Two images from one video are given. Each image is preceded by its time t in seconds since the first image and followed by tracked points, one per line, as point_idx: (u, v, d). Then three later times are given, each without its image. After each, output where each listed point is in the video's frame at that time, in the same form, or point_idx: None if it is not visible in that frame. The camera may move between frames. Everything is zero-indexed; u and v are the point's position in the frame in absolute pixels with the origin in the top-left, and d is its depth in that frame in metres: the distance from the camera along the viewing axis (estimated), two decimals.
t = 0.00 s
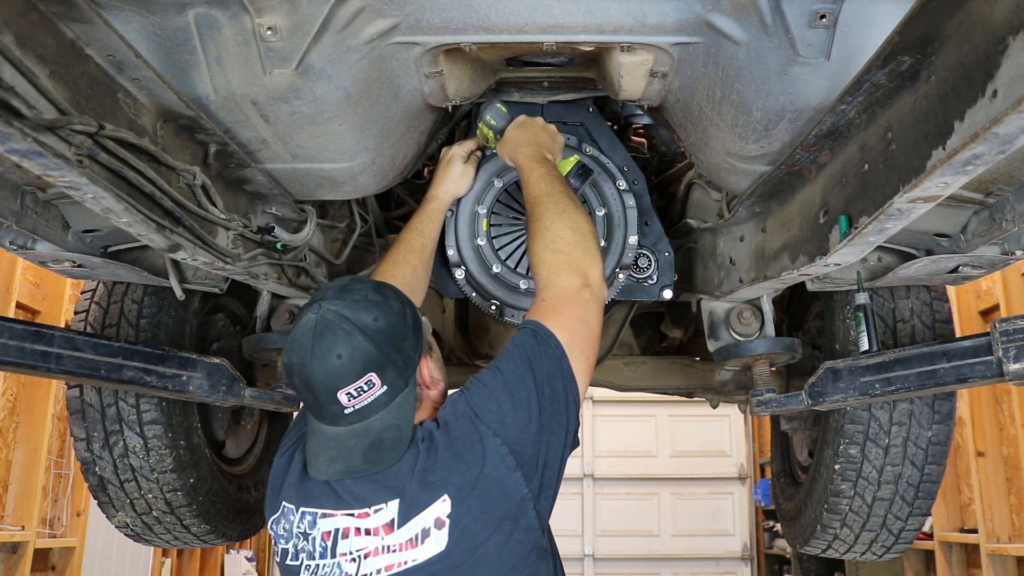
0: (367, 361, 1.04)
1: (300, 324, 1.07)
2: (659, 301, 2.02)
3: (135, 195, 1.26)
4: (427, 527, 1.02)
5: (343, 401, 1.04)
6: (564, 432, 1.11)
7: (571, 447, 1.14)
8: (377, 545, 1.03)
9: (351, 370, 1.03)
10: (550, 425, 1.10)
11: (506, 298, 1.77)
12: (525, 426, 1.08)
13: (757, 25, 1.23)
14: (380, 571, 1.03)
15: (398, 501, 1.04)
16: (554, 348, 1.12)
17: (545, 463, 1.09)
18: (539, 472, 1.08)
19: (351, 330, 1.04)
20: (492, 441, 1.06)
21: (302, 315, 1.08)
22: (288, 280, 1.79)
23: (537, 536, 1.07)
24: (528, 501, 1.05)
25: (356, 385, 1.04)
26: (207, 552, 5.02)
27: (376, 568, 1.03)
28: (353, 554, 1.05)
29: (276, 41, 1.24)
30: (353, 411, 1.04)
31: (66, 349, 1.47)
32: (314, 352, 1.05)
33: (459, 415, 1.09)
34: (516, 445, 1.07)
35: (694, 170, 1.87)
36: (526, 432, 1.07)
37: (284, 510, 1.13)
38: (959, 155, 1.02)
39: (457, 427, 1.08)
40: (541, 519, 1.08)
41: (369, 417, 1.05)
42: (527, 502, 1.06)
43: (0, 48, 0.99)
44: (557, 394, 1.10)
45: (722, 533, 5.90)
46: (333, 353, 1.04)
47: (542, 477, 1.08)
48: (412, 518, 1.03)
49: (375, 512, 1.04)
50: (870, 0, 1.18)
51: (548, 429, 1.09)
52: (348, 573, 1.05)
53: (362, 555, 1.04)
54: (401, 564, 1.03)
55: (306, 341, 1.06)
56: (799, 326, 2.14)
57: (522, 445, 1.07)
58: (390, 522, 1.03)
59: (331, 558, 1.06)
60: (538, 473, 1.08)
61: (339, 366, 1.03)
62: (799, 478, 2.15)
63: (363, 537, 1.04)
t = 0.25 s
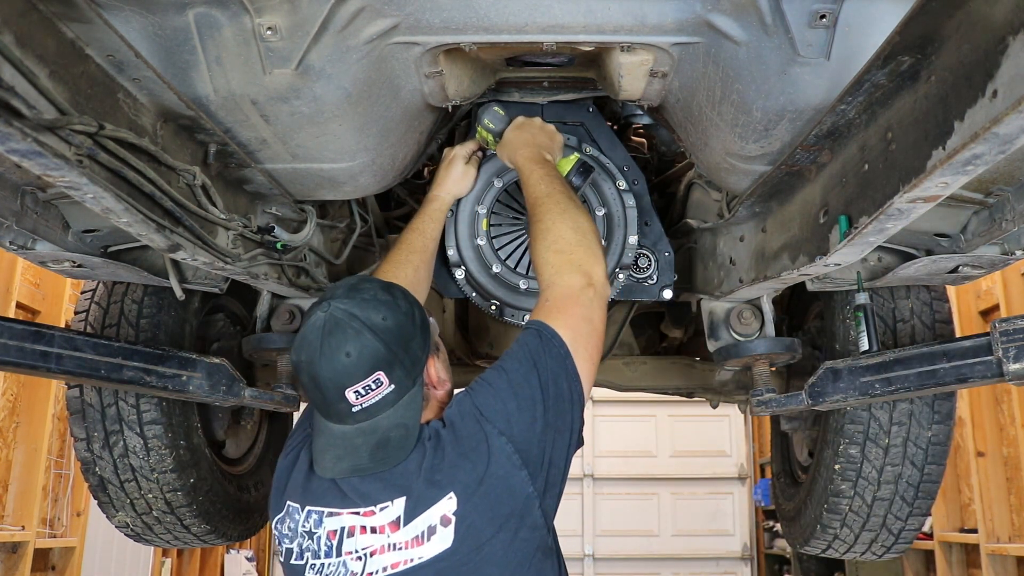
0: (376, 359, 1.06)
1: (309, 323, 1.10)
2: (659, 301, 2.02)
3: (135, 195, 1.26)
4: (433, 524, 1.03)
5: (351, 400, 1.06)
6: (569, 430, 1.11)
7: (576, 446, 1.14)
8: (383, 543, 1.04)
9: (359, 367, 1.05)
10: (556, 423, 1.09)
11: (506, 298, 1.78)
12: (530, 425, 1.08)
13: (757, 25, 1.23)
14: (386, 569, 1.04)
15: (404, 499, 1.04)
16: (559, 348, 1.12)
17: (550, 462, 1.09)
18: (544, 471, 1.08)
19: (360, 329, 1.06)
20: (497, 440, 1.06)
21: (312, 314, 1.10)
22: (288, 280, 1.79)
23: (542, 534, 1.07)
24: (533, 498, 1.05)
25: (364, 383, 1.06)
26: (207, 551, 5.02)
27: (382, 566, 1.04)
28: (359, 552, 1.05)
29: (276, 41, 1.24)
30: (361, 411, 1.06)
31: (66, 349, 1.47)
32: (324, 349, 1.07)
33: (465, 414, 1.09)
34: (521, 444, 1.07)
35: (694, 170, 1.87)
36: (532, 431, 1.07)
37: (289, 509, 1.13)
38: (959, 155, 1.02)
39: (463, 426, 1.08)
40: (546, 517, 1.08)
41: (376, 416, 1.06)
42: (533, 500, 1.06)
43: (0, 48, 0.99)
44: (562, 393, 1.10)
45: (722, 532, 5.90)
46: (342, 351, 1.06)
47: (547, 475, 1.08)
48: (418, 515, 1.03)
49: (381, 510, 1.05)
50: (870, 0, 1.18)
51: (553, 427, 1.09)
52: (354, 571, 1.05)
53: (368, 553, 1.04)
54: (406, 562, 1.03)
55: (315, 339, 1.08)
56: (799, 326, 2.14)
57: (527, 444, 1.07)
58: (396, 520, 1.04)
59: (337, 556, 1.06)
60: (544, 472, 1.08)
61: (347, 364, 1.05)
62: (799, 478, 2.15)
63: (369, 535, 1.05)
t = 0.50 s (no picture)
0: (391, 350, 1.07)
1: (328, 308, 1.12)
2: (659, 301, 2.03)
3: (135, 195, 1.26)
4: (443, 521, 1.02)
5: (364, 387, 1.07)
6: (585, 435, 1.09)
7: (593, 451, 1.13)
8: (390, 539, 1.03)
9: (376, 356, 1.07)
10: (572, 427, 1.08)
11: (507, 298, 1.78)
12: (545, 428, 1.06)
13: (757, 25, 1.23)
14: (393, 566, 1.02)
15: (414, 494, 1.04)
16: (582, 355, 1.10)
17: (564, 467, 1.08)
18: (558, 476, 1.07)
19: (378, 317, 1.08)
20: (510, 442, 1.05)
21: (332, 300, 1.12)
22: (288, 280, 1.79)
23: (554, 540, 1.05)
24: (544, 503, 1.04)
25: (379, 372, 1.07)
26: (207, 552, 5.02)
27: (388, 562, 1.02)
28: (364, 548, 1.04)
29: (276, 41, 1.24)
30: (373, 400, 1.08)
31: (66, 349, 1.47)
32: (340, 336, 1.09)
33: (479, 415, 1.08)
34: (535, 447, 1.05)
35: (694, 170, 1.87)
36: (547, 435, 1.06)
37: (294, 502, 1.13)
38: (960, 155, 1.02)
39: (476, 426, 1.07)
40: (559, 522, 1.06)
41: (388, 407, 1.08)
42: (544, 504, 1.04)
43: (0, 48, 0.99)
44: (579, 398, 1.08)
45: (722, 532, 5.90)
46: (359, 339, 1.07)
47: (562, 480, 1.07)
48: (427, 512, 1.02)
49: (390, 505, 1.04)
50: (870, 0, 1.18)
51: (569, 431, 1.08)
52: (358, 567, 1.04)
53: (374, 549, 1.03)
54: (413, 559, 1.01)
55: (333, 325, 1.10)
56: (799, 326, 2.14)
57: (541, 447, 1.06)
58: (405, 515, 1.03)
59: (342, 552, 1.05)
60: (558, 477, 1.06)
61: (363, 352, 1.07)
62: (799, 478, 2.15)
63: (376, 531, 1.04)
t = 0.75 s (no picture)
0: (430, 340, 1.06)
1: (378, 287, 1.12)
2: (659, 301, 2.03)
3: (135, 195, 1.26)
4: (439, 559, 0.98)
5: (395, 371, 1.06)
6: (633, 566, 1.01)
7: None
8: (382, 562, 0.99)
9: (415, 342, 1.06)
10: (623, 552, 1.00)
11: (506, 298, 1.77)
12: (596, 524, 1.00)
13: (757, 25, 1.23)
14: None
15: (418, 521, 1.00)
16: (676, 496, 1.05)
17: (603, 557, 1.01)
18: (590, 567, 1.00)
19: (425, 304, 1.08)
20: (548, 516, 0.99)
21: (384, 280, 1.13)
22: (288, 280, 1.79)
23: None
24: None
25: (414, 360, 1.06)
26: (207, 551, 5.03)
27: None
28: (358, 566, 1.00)
29: (276, 41, 1.25)
30: (400, 387, 1.06)
31: (66, 349, 1.48)
32: (383, 318, 1.08)
33: (540, 478, 1.02)
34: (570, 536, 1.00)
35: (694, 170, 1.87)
36: (600, 530, 1.00)
37: (295, 507, 1.09)
38: (960, 155, 1.02)
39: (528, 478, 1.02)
40: None
41: (414, 399, 1.06)
42: None
43: (0, 48, 0.99)
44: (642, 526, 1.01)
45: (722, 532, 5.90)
46: (402, 321, 1.07)
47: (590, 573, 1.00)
48: (427, 544, 0.99)
49: (391, 527, 1.00)
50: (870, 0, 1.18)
51: (618, 551, 1.00)
52: None
53: (367, 570, 1.00)
54: None
55: (380, 304, 1.10)
56: (799, 326, 2.14)
57: (579, 538, 1.00)
58: (403, 541, 0.99)
59: (334, 567, 1.02)
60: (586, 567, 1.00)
61: (404, 335, 1.06)
62: (799, 478, 2.15)
63: (371, 551, 1.00)
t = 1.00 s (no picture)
0: (463, 334, 1.05)
1: (412, 277, 1.12)
2: (659, 300, 2.03)
3: (135, 195, 1.26)
4: (475, 549, 0.99)
5: (423, 363, 1.06)
6: (653, 565, 1.03)
7: None
8: (414, 554, 0.99)
9: (447, 336, 1.05)
10: (646, 551, 1.02)
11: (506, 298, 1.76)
12: (627, 521, 1.02)
13: (757, 25, 1.23)
14: None
15: (453, 512, 1.00)
16: (687, 493, 1.08)
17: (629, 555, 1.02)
18: (618, 565, 1.01)
19: (459, 298, 1.07)
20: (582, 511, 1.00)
21: (418, 271, 1.12)
22: (288, 280, 1.79)
23: None
24: None
25: (444, 353, 1.05)
26: (207, 552, 5.03)
27: None
28: (384, 558, 1.00)
29: (276, 41, 1.24)
30: (428, 379, 1.06)
31: (66, 349, 1.48)
32: (416, 309, 1.07)
33: (572, 472, 1.03)
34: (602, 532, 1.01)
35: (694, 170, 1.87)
36: (628, 527, 1.02)
37: (310, 500, 1.08)
38: (960, 155, 1.02)
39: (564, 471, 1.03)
40: None
41: (441, 392, 1.05)
42: None
43: None
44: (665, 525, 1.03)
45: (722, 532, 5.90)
46: (436, 314, 1.06)
47: (617, 570, 1.01)
48: (462, 535, 0.99)
49: (423, 517, 1.00)
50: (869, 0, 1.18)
51: (643, 550, 1.02)
52: None
53: (394, 561, 0.99)
54: None
55: (412, 294, 1.09)
56: (799, 326, 2.14)
57: (607, 534, 1.01)
58: (436, 531, 0.99)
59: (357, 559, 1.01)
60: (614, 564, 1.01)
61: (437, 328, 1.05)
62: (799, 478, 2.15)
63: (401, 542, 1.00)
